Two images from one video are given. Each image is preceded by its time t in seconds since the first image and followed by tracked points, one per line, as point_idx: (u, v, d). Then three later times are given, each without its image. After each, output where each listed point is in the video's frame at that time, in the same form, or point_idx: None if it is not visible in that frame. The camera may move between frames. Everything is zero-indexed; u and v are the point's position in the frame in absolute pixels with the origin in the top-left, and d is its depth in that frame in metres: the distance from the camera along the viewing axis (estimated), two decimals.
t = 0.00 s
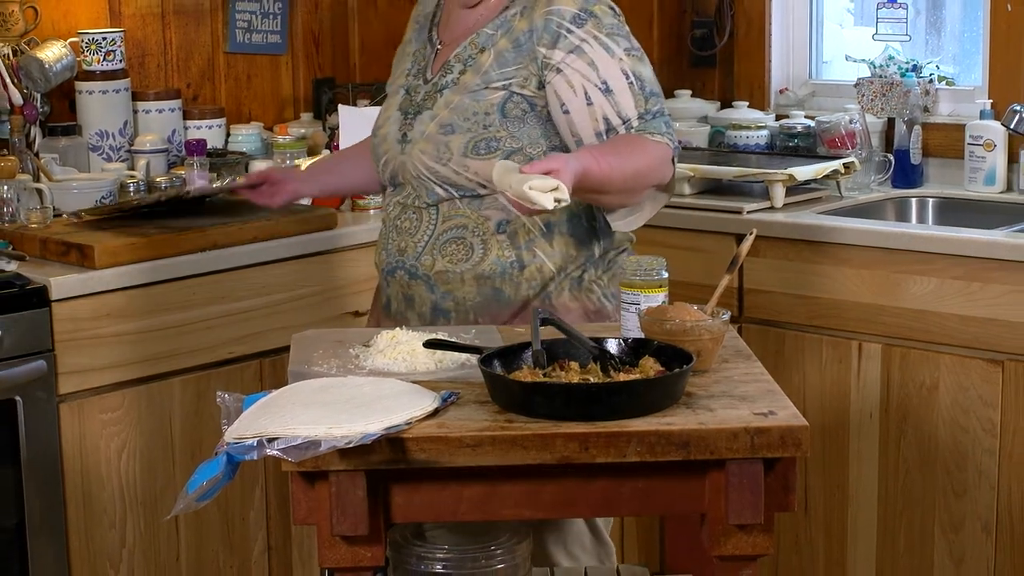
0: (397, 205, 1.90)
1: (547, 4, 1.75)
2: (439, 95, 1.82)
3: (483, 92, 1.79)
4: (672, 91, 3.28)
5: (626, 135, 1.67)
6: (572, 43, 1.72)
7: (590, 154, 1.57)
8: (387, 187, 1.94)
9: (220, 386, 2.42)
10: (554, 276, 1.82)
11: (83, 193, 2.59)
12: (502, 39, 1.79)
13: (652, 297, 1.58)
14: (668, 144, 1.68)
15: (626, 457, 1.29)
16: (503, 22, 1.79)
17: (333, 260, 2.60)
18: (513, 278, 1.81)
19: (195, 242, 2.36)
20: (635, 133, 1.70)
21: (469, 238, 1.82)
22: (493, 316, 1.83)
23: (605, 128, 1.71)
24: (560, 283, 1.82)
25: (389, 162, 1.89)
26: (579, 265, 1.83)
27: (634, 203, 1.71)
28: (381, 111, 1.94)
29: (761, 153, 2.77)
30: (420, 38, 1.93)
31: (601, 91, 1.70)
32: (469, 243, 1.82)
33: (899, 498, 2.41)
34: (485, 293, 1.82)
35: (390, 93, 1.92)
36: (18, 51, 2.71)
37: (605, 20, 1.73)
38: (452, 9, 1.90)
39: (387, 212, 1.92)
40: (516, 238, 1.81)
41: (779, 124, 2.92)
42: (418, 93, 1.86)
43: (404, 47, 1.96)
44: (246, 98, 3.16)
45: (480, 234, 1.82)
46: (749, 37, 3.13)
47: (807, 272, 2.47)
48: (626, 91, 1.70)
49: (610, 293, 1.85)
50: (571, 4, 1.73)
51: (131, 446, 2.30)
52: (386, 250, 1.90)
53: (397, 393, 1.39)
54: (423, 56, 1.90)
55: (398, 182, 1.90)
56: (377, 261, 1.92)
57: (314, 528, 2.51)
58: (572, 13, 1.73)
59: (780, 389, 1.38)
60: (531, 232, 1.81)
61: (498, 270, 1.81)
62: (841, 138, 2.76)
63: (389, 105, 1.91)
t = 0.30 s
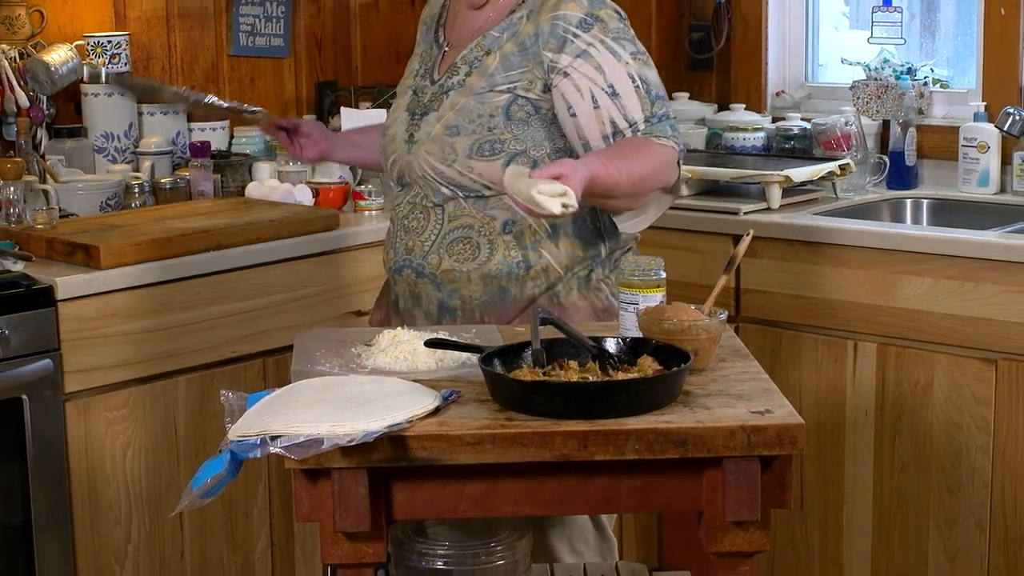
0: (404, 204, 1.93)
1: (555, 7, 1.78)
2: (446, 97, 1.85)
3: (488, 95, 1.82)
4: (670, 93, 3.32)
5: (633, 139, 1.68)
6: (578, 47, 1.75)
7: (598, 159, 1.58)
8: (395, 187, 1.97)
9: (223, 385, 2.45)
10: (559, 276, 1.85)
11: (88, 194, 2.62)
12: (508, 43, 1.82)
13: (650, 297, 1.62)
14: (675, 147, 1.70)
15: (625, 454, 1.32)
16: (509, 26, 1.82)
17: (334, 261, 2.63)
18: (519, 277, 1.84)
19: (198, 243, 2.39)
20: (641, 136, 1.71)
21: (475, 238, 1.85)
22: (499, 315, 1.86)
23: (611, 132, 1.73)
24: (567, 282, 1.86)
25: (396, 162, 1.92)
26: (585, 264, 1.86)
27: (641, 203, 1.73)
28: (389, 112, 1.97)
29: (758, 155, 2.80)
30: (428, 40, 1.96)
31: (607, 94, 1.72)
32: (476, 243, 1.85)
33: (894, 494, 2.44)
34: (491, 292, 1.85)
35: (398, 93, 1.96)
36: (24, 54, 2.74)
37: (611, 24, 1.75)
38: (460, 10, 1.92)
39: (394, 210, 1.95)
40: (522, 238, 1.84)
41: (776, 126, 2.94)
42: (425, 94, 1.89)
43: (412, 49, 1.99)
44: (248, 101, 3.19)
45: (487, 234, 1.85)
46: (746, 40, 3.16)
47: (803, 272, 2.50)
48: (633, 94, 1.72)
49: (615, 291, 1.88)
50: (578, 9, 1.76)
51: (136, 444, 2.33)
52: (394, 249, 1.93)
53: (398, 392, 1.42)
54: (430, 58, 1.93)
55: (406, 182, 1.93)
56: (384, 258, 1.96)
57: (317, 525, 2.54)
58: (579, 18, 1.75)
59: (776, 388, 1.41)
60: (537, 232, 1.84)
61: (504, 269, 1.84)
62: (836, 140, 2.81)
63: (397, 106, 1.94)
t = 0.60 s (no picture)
0: (403, 207, 1.96)
1: (554, 15, 1.82)
2: (448, 105, 1.89)
3: (492, 102, 1.85)
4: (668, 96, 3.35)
5: (626, 146, 1.73)
6: (576, 54, 1.79)
7: (594, 166, 1.62)
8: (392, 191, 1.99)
9: (227, 384, 2.48)
10: (558, 275, 1.89)
11: (94, 196, 2.66)
12: (509, 51, 1.85)
13: (648, 297, 1.65)
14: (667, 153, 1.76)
15: (623, 452, 1.35)
16: (509, 34, 1.86)
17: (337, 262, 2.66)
18: (520, 277, 1.87)
19: (203, 244, 2.42)
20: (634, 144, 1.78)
21: (478, 239, 1.88)
22: (500, 314, 1.89)
23: (606, 138, 1.79)
24: (564, 280, 1.90)
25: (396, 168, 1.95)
26: (582, 263, 1.90)
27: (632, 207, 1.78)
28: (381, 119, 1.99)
29: (755, 156, 2.83)
30: (420, 47, 1.99)
31: (603, 102, 1.77)
32: (478, 244, 1.88)
33: (888, 491, 2.48)
34: (493, 291, 1.88)
35: (392, 100, 1.98)
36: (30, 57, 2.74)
37: (607, 32, 1.80)
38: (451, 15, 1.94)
39: (392, 212, 1.98)
40: (523, 239, 1.88)
41: (772, 128, 2.98)
42: (424, 102, 1.92)
43: (401, 55, 2.02)
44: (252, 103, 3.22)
45: (489, 235, 1.88)
46: (743, 44, 3.20)
47: (799, 272, 2.53)
48: (628, 103, 1.77)
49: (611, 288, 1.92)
50: (576, 17, 1.80)
51: (142, 442, 2.36)
52: (393, 249, 1.96)
53: (399, 391, 1.46)
54: (424, 65, 1.96)
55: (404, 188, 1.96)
56: (381, 258, 1.98)
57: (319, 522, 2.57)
58: (577, 26, 1.80)
59: (772, 387, 1.45)
60: (537, 232, 1.88)
61: (505, 269, 1.87)
62: (832, 142, 2.85)
63: (393, 112, 1.97)
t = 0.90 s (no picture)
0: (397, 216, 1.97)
1: (534, 18, 1.88)
2: (440, 113, 1.91)
3: (488, 108, 1.90)
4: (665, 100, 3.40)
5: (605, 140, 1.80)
6: (556, 55, 1.86)
7: (571, 156, 1.68)
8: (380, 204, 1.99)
9: (232, 382, 2.52)
10: (553, 271, 1.93)
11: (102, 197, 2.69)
12: (495, 56, 1.89)
13: (645, 296, 1.71)
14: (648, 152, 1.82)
15: (621, 449, 1.39)
16: (492, 39, 1.90)
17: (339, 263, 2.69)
18: (520, 273, 1.92)
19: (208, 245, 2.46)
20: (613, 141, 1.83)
21: (479, 240, 1.93)
22: (502, 311, 1.93)
23: (585, 136, 1.85)
24: (558, 275, 1.93)
25: (386, 180, 1.95)
26: (570, 258, 1.94)
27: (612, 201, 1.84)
28: (356, 132, 1.98)
29: (750, 159, 2.87)
30: (388, 56, 1.98)
31: (586, 103, 1.84)
32: (479, 244, 1.93)
33: (882, 488, 2.52)
34: (494, 289, 1.92)
35: (369, 111, 1.96)
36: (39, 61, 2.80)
37: (585, 35, 1.88)
38: (420, 23, 1.97)
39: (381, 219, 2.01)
40: (520, 236, 1.92)
41: (767, 131, 3.03)
42: (410, 111, 1.93)
43: (364, 66, 1.99)
44: (258, 106, 3.27)
45: (489, 234, 1.92)
46: (739, 49, 3.24)
47: (794, 272, 2.58)
48: (605, 102, 1.85)
49: (601, 280, 1.97)
50: (556, 19, 1.87)
51: (148, 439, 2.40)
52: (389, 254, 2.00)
53: (401, 389, 1.50)
54: (399, 74, 1.96)
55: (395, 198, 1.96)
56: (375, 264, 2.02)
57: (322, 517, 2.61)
58: (558, 27, 1.87)
59: (767, 385, 1.49)
60: (533, 229, 1.92)
61: (506, 266, 1.92)
62: (826, 145, 2.88)
63: (373, 124, 1.96)
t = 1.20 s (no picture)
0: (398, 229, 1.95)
1: (498, 19, 1.93)
2: (429, 121, 1.92)
3: (475, 110, 1.92)
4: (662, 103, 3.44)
5: (544, 138, 1.85)
6: (511, 51, 1.91)
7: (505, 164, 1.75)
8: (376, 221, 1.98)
9: (237, 381, 2.56)
10: (547, 263, 2.02)
11: (109, 199, 2.75)
12: (470, 58, 1.92)
13: (643, 296, 1.76)
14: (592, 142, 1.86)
15: (619, 446, 1.43)
16: (463, 43, 1.93)
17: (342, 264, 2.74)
18: (522, 269, 1.99)
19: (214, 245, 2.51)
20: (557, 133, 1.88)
21: (484, 240, 1.96)
22: (509, 306, 2.01)
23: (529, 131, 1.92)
24: (551, 268, 2.03)
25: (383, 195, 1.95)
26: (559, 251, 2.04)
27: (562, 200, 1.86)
28: (338, 149, 1.97)
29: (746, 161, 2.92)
30: (357, 71, 1.97)
31: (529, 96, 1.90)
32: (484, 243, 1.96)
33: (876, 484, 2.56)
34: (502, 286, 1.99)
35: (350, 128, 1.96)
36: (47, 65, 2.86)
37: (543, 34, 1.93)
38: (383, 33, 1.96)
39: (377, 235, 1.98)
40: (518, 234, 1.99)
41: (763, 134, 3.08)
42: (396, 123, 1.93)
43: (333, 84, 2.00)
44: (262, 110, 3.28)
45: (493, 234, 1.97)
46: (735, 53, 3.29)
47: (789, 272, 2.62)
48: (551, 96, 1.89)
49: (584, 270, 2.07)
50: (518, 17, 1.92)
51: (155, 436, 2.44)
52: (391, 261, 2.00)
53: (403, 387, 1.54)
54: (374, 89, 1.95)
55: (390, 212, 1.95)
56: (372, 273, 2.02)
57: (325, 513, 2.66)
58: (517, 25, 1.92)
59: (763, 383, 1.53)
60: (528, 225, 1.99)
61: (511, 264, 1.98)
62: (822, 146, 2.92)
63: (358, 140, 1.95)
